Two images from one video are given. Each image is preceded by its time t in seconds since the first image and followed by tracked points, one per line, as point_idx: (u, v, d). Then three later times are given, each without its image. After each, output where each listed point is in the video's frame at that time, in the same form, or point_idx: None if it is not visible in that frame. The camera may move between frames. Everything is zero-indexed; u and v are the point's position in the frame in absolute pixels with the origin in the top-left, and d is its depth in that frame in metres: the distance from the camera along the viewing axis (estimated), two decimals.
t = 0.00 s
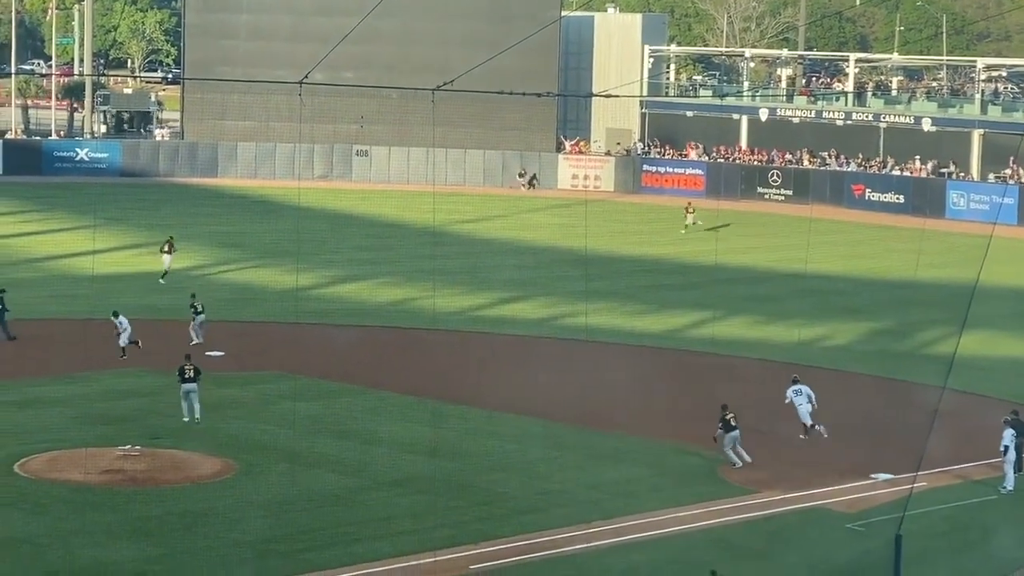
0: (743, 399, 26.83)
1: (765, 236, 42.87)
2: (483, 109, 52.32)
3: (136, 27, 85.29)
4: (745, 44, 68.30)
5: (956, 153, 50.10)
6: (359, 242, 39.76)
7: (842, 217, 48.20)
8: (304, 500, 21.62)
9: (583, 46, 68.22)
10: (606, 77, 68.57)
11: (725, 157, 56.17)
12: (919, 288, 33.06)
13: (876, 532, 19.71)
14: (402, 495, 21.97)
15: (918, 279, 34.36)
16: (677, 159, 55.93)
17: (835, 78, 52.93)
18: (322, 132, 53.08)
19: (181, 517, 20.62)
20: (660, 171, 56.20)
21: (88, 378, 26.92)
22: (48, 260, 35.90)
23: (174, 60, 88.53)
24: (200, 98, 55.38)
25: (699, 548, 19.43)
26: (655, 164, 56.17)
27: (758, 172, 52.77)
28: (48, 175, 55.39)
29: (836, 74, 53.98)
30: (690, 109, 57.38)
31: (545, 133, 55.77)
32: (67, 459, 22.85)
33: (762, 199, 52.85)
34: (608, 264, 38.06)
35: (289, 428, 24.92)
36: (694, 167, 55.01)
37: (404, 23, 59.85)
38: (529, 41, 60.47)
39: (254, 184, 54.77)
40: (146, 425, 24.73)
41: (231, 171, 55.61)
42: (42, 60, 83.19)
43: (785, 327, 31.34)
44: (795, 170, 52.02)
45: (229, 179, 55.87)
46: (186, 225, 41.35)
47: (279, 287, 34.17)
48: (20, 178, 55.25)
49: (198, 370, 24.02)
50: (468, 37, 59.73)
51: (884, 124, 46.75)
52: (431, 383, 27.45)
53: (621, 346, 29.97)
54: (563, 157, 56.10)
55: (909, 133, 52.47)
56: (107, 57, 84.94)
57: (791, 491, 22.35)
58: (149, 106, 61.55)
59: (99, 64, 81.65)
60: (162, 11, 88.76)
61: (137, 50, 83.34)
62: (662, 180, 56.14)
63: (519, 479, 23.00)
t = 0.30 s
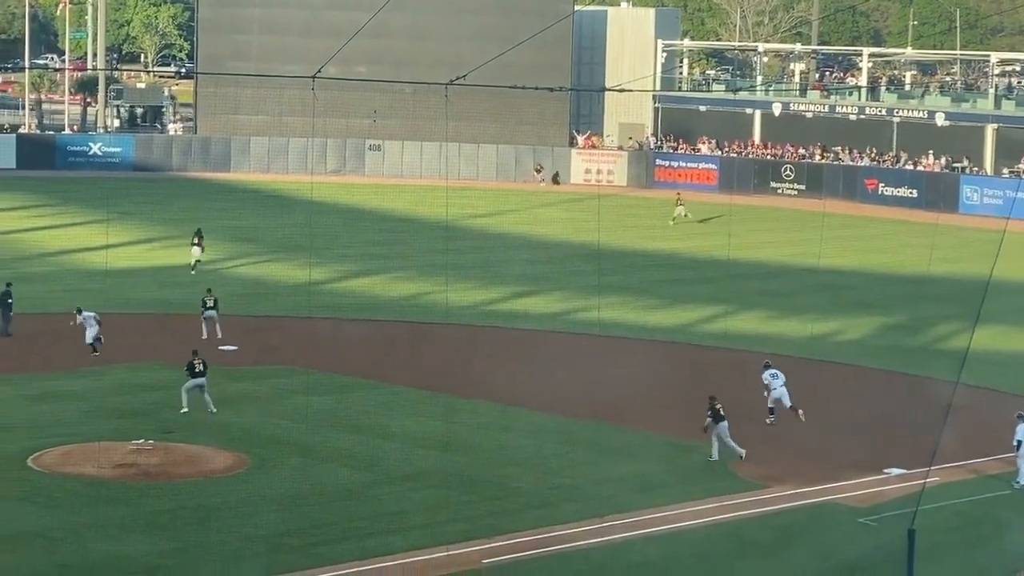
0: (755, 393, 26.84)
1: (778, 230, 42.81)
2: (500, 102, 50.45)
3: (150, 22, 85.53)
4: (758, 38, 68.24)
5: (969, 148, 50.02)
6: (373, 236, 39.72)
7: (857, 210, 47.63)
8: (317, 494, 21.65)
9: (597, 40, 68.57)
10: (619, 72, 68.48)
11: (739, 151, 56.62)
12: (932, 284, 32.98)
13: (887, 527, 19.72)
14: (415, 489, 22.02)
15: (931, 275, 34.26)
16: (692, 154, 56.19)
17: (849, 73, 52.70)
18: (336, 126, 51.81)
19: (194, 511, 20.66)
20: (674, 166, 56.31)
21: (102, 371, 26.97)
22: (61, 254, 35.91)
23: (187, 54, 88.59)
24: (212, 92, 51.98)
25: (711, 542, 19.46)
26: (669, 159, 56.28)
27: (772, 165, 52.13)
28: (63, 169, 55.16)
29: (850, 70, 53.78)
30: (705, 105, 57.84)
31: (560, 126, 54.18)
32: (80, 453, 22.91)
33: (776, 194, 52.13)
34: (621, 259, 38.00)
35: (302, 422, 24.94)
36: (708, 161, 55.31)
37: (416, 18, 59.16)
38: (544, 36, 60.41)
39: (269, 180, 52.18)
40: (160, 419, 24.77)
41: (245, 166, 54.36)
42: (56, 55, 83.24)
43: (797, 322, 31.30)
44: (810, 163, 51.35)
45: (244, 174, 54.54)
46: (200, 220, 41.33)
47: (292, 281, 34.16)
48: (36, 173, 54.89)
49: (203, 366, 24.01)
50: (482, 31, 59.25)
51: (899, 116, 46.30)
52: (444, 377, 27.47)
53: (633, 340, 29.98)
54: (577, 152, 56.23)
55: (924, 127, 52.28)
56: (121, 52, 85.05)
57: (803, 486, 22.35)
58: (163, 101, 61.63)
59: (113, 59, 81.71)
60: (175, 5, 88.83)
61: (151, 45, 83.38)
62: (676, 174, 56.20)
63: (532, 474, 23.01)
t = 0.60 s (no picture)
0: (772, 388, 26.83)
1: (795, 225, 42.77)
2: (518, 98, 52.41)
3: (167, 16, 85.95)
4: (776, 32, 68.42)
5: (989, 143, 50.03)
6: (391, 230, 39.76)
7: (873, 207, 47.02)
8: (334, 488, 21.67)
9: (615, 35, 68.63)
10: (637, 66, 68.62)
11: (756, 145, 56.21)
12: (950, 279, 32.94)
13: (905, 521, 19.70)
14: (433, 484, 22.03)
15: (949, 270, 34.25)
16: (709, 149, 56.56)
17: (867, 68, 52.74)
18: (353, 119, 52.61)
19: (212, 505, 20.70)
20: (691, 160, 56.86)
21: (121, 365, 27.01)
22: (80, 248, 36.00)
23: (206, 49, 89.31)
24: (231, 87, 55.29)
25: (729, 537, 19.43)
26: (686, 154, 56.86)
27: (789, 160, 52.93)
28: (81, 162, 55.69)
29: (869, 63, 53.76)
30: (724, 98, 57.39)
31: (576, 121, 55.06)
32: (98, 447, 22.96)
33: (793, 188, 52.83)
34: (638, 253, 38.01)
35: (318, 416, 24.96)
36: (725, 156, 55.54)
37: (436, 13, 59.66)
38: (563, 30, 60.39)
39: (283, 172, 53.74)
40: (178, 413, 24.81)
41: (260, 159, 55.68)
42: (75, 50, 83.73)
43: (813, 316, 31.30)
44: (826, 159, 51.87)
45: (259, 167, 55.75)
46: (218, 215, 41.43)
47: (309, 276, 34.21)
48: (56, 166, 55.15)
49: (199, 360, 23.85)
50: (498, 27, 60.12)
51: (917, 112, 46.43)
52: (460, 372, 27.48)
53: (649, 335, 29.97)
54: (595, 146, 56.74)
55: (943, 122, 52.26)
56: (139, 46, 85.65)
57: (821, 481, 22.35)
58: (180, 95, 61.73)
59: (132, 53, 82.12)
60: None
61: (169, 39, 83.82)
62: (693, 169, 56.66)
63: (550, 467, 23.02)
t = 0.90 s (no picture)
0: (792, 384, 26.78)
1: (815, 219, 42.79)
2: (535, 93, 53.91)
3: (189, 11, 86.91)
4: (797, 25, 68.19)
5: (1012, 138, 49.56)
6: (412, 225, 39.84)
7: (894, 200, 47.93)
8: (355, 483, 21.68)
9: (636, 29, 70.67)
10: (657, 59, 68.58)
11: (777, 141, 56.37)
12: (972, 275, 32.86)
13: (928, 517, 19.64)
14: (453, 479, 22.04)
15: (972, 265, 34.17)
16: (730, 143, 56.43)
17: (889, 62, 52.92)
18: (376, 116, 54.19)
19: (234, 499, 20.73)
20: (712, 155, 56.81)
21: (143, 360, 27.07)
22: (103, 243, 36.12)
23: (227, 44, 90.40)
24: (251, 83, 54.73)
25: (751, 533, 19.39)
26: (707, 148, 56.75)
27: (811, 155, 53.01)
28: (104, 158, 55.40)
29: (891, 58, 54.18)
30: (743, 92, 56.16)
31: (594, 115, 57.69)
32: (120, 441, 23.01)
33: (814, 183, 53.04)
34: (659, 248, 38.03)
35: (340, 412, 24.98)
36: (746, 150, 55.53)
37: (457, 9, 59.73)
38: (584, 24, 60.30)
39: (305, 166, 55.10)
40: (200, 408, 24.85)
41: (283, 154, 55.89)
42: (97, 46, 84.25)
43: (834, 311, 31.26)
44: (848, 153, 52.21)
45: (281, 162, 56.08)
46: (240, 209, 41.57)
47: (331, 271, 34.26)
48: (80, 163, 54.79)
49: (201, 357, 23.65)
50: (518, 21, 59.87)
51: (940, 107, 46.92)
52: (479, 366, 27.50)
53: (667, 330, 29.96)
54: (616, 142, 57.81)
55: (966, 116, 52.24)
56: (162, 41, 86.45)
57: (843, 476, 22.30)
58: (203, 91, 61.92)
59: (154, 48, 82.57)
60: None
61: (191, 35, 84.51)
62: (714, 163, 56.70)
63: (571, 463, 23.02)
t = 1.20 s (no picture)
0: (815, 380, 26.75)
1: (840, 215, 42.71)
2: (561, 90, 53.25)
3: (213, 8, 88.93)
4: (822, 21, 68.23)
5: None
6: (436, 221, 39.90)
7: (918, 197, 47.08)
8: (378, 479, 21.69)
9: (660, 24, 70.13)
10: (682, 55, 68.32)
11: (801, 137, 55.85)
12: (998, 271, 32.73)
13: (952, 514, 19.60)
14: (477, 475, 22.03)
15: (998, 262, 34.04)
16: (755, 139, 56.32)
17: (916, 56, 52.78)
18: (400, 112, 54.23)
19: (257, 494, 20.75)
20: (736, 150, 56.59)
21: (165, 355, 27.10)
22: (127, 238, 36.21)
23: (251, 40, 92.95)
24: (275, 79, 55.57)
25: (774, 529, 19.35)
26: (732, 144, 56.59)
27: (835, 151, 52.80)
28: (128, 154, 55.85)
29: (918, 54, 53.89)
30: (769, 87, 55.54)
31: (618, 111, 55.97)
32: (144, 436, 23.03)
33: (839, 178, 52.86)
34: (683, 243, 38.02)
35: (365, 407, 24.99)
36: (771, 146, 55.54)
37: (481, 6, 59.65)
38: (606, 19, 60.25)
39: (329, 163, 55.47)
40: (223, 403, 24.87)
41: (307, 150, 56.45)
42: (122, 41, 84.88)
43: (858, 307, 31.22)
44: (873, 149, 51.59)
45: (306, 158, 56.63)
46: (264, 204, 41.68)
47: (354, 267, 34.28)
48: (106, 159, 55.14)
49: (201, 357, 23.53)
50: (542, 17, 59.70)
51: (965, 102, 47.12)
52: (502, 362, 27.49)
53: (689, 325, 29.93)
54: (640, 138, 57.79)
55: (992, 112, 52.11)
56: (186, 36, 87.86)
57: (867, 472, 22.23)
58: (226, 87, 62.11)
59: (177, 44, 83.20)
60: None
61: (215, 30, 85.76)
62: (739, 159, 56.43)
63: (595, 458, 23.01)
